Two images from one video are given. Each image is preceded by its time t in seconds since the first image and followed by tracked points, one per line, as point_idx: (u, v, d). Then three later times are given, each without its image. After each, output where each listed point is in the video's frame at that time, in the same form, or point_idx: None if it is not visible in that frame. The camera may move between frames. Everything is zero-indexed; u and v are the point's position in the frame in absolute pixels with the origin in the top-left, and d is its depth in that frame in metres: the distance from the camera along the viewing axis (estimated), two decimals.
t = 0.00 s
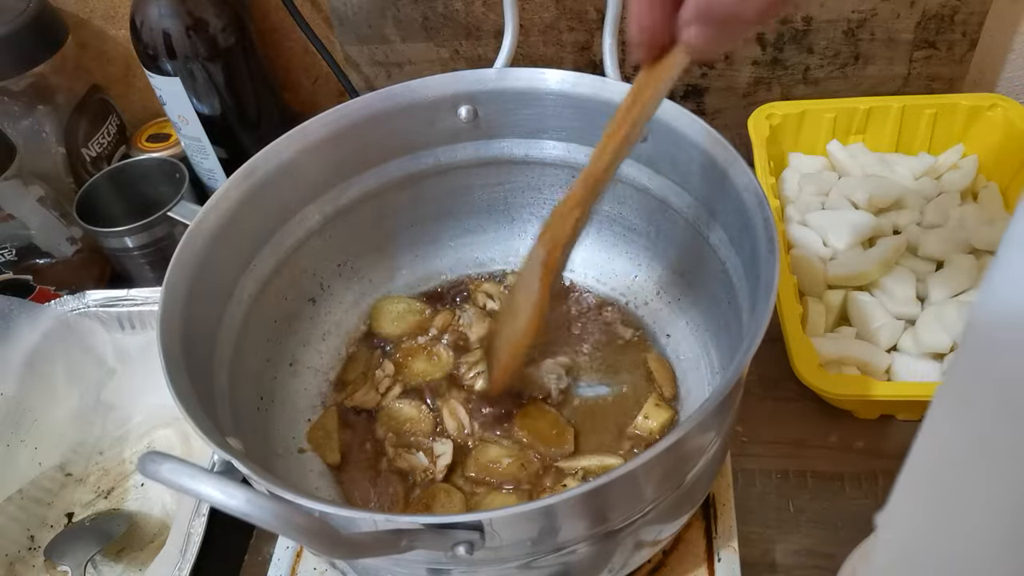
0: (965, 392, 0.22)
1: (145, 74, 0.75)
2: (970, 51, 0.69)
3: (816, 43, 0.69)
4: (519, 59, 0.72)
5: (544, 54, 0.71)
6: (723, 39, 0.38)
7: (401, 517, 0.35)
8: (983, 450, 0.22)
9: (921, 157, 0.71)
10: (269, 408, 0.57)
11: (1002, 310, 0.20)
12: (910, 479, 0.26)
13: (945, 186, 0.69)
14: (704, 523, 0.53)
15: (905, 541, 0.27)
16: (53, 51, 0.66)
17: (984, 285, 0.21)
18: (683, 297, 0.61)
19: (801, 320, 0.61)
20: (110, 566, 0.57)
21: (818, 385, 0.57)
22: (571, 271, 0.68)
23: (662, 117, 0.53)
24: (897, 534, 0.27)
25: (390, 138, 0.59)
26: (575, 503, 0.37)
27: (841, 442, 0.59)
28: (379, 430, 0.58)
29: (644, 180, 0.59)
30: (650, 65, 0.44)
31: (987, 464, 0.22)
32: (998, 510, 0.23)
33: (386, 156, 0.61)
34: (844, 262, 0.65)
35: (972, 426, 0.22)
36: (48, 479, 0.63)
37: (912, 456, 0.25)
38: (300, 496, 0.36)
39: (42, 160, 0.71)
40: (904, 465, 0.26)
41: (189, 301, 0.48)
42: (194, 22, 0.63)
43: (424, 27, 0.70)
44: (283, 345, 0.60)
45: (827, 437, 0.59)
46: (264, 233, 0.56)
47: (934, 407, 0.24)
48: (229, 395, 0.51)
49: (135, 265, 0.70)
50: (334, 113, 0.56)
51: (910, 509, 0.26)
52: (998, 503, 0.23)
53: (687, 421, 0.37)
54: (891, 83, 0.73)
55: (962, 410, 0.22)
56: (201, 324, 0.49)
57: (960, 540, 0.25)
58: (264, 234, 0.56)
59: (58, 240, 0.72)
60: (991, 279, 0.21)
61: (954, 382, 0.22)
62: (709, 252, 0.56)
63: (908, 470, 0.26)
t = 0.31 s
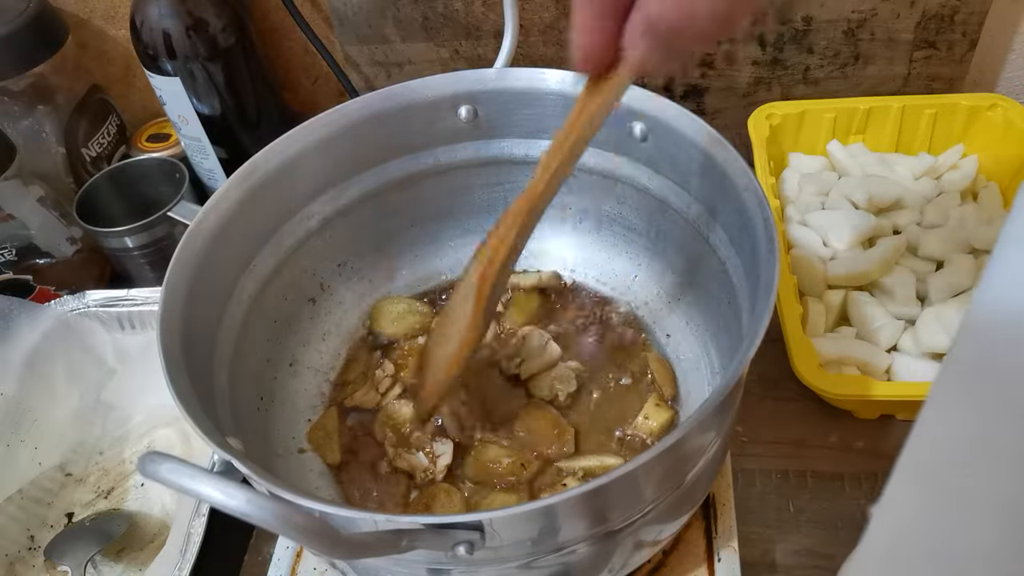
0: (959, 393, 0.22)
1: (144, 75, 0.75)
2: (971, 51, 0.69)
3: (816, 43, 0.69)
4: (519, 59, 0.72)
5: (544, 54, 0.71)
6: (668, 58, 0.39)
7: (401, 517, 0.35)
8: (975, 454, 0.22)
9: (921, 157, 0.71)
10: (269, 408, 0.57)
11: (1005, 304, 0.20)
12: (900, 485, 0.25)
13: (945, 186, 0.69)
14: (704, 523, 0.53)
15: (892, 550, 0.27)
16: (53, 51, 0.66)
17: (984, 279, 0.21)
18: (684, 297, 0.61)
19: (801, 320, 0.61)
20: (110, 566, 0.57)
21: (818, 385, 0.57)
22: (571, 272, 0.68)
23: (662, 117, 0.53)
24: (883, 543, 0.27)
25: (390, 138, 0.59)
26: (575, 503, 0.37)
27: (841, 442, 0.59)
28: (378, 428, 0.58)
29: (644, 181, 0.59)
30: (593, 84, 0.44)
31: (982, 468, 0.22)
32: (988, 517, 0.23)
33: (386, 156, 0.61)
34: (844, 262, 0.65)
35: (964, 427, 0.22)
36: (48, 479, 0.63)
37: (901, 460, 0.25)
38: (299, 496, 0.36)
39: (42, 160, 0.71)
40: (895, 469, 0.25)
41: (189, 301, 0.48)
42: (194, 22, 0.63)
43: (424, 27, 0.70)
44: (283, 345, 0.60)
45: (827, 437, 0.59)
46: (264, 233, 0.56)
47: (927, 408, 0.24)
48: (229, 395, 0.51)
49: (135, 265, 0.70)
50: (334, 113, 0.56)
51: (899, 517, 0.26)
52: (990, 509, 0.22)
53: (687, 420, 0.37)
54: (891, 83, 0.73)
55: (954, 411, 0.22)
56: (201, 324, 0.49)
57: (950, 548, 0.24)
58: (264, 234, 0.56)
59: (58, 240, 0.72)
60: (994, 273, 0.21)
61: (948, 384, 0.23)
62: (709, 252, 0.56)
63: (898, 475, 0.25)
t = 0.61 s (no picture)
0: (959, 394, 0.22)
1: (144, 74, 0.75)
2: (971, 51, 0.69)
3: (816, 43, 0.69)
4: (519, 59, 0.72)
5: (544, 54, 0.71)
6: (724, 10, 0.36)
7: (400, 517, 0.35)
8: (976, 453, 0.22)
9: (921, 157, 0.71)
10: (268, 408, 0.57)
11: (1005, 306, 0.20)
12: (899, 484, 0.25)
13: (946, 185, 0.69)
14: (704, 523, 0.53)
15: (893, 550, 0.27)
16: (53, 51, 0.66)
17: (985, 280, 0.21)
18: (685, 297, 0.61)
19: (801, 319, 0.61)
20: (109, 566, 0.57)
21: (818, 385, 0.57)
22: (571, 272, 0.68)
23: (662, 117, 0.53)
24: (880, 542, 0.27)
25: (390, 138, 0.59)
26: (575, 503, 0.37)
27: (841, 442, 0.59)
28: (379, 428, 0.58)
29: (644, 181, 0.59)
30: (643, 46, 0.41)
31: (983, 467, 0.22)
32: (991, 512, 0.23)
33: (386, 156, 0.61)
34: (844, 262, 0.65)
35: (964, 427, 0.22)
36: (48, 479, 0.63)
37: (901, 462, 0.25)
38: (300, 496, 0.36)
39: (42, 160, 0.71)
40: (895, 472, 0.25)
41: (189, 301, 0.48)
42: (194, 22, 0.63)
43: (424, 27, 0.70)
44: (283, 345, 0.60)
45: (827, 437, 0.59)
46: (264, 233, 0.56)
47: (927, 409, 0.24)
48: (229, 395, 0.51)
49: (136, 265, 0.70)
50: (334, 113, 0.56)
51: (897, 516, 0.26)
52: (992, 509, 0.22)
53: (687, 420, 0.37)
54: (891, 83, 0.73)
55: (954, 411, 0.22)
56: (201, 324, 0.49)
57: (953, 548, 0.24)
58: (264, 234, 0.56)
59: (58, 240, 0.72)
60: (995, 274, 0.21)
61: (948, 385, 0.23)
62: (709, 252, 0.56)
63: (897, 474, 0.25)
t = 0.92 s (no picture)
0: (955, 393, 0.22)
1: (144, 74, 0.75)
2: (970, 51, 0.69)
3: (816, 43, 0.69)
4: (519, 59, 0.72)
5: (544, 54, 0.71)
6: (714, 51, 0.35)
7: (401, 517, 0.35)
8: (973, 452, 0.22)
9: (921, 157, 0.71)
10: (268, 408, 0.57)
11: (1000, 306, 0.20)
12: (893, 484, 0.25)
13: (946, 185, 0.69)
14: (704, 523, 0.53)
15: (889, 551, 0.26)
16: (52, 51, 0.66)
17: (980, 281, 0.21)
18: (685, 297, 0.61)
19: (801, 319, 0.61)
20: (109, 566, 0.57)
21: (818, 385, 0.57)
22: (571, 272, 0.68)
23: (662, 117, 0.53)
24: (876, 543, 0.27)
25: (389, 138, 0.59)
26: (576, 504, 0.37)
27: (841, 442, 0.59)
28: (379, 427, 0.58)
29: (644, 181, 0.59)
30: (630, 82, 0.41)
31: (980, 465, 0.22)
32: (991, 510, 0.23)
33: (386, 156, 0.61)
34: (844, 262, 0.65)
35: (961, 426, 0.22)
36: (48, 479, 0.63)
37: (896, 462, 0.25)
38: (299, 496, 0.36)
39: (42, 160, 0.71)
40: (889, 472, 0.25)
41: (189, 301, 0.48)
42: (194, 22, 0.63)
43: (424, 27, 0.70)
44: (283, 345, 0.60)
45: (827, 437, 0.59)
46: (264, 233, 0.56)
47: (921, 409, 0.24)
48: (229, 395, 0.51)
49: (136, 265, 0.70)
50: (334, 113, 0.56)
51: (893, 517, 0.26)
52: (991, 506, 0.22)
53: (687, 420, 0.37)
54: (891, 83, 0.73)
55: (950, 411, 0.22)
56: (201, 324, 0.49)
57: (950, 546, 0.24)
58: (264, 234, 0.56)
59: (58, 240, 0.72)
60: (990, 276, 0.21)
61: (944, 385, 0.23)
62: (709, 252, 0.56)
63: (892, 474, 0.25)
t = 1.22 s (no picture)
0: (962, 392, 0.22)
1: (144, 75, 0.75)
2: (971, 51, 0.69)
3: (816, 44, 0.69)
4: (519, 59, 0.72)
5: (544, 54, 0.71)
6: (724, 59, 0.33)
7: (400, 517, 0.35)
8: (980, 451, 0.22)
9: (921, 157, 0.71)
10: (268, 408, 0.57)
11: (1003, 306, 0.20)
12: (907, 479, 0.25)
13: (946, 185, 0.69)
14: (704, 523, 0.53)
15: (906, 543, 0.27)
16: (52, 52, 0.66)
17: (985, 281, 0.21)
18: (685, 297, 0.61)
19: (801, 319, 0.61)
20: (109, 566, 0.57)
21: (818, 385, 0.57)
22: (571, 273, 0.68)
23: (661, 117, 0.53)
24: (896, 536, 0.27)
25: (389, 138, 0.59)
26: (575, 503, 0.37)
27: (841, 442, 0.59)
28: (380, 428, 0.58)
29: (644, 181, 0.59)
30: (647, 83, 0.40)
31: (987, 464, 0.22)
32: (993, 512, 0.23)
33: (386, 156, 0.61)
34: (844, 262, 0.65)
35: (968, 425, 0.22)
36: (48, 479, 0.63)
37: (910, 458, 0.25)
38: (300, 496, 0.36)
39: (42, 160, 0.71)
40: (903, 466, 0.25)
41: (189, 301, 0.48)
42: (194, 22, 0.63)
43: (424, 27, 0.71)
44: (283, 345, 0.60)
45: (827, 437, 0.59)
46: (264, 233, 0.56)
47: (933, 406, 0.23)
48: (229, 395, 0.51)
49: (135, 265, 0.70)
50: (334, 113, 0.56)
51: (908, 512, 0.26)
52: (999, 505, 0.22)
53: (687, 420, 0.37)
54: (891, 83, 0.73)
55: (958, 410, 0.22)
56: (201, 324, 0.49)
57: (959, 544, 0.24)
58: (264, 234, 0.56)
59: (58, 240, 0.72)
60: (994, 275, 0.20)
61: (952, 383, 0.22)
62: (709, 252, 0.56)
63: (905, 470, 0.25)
